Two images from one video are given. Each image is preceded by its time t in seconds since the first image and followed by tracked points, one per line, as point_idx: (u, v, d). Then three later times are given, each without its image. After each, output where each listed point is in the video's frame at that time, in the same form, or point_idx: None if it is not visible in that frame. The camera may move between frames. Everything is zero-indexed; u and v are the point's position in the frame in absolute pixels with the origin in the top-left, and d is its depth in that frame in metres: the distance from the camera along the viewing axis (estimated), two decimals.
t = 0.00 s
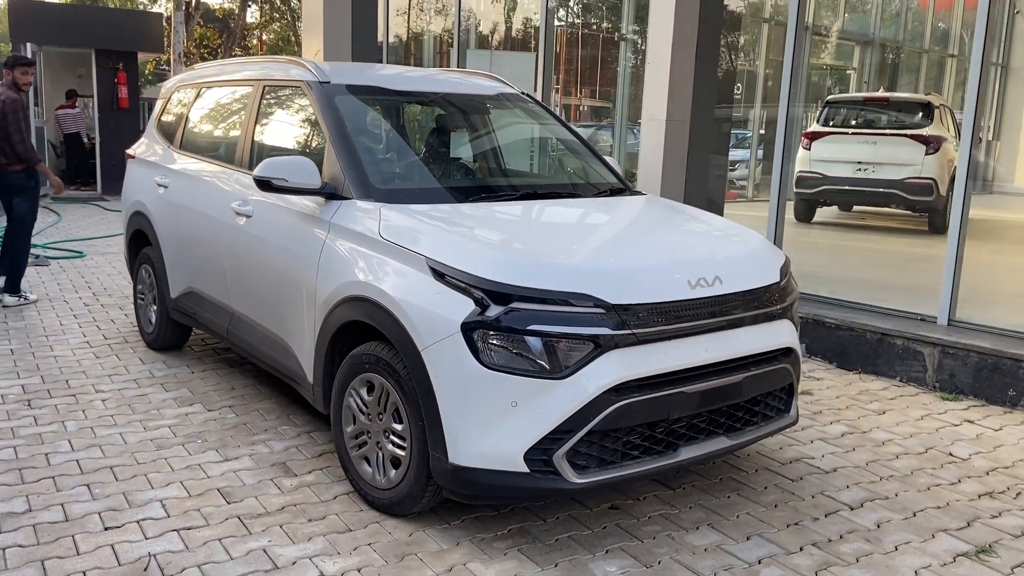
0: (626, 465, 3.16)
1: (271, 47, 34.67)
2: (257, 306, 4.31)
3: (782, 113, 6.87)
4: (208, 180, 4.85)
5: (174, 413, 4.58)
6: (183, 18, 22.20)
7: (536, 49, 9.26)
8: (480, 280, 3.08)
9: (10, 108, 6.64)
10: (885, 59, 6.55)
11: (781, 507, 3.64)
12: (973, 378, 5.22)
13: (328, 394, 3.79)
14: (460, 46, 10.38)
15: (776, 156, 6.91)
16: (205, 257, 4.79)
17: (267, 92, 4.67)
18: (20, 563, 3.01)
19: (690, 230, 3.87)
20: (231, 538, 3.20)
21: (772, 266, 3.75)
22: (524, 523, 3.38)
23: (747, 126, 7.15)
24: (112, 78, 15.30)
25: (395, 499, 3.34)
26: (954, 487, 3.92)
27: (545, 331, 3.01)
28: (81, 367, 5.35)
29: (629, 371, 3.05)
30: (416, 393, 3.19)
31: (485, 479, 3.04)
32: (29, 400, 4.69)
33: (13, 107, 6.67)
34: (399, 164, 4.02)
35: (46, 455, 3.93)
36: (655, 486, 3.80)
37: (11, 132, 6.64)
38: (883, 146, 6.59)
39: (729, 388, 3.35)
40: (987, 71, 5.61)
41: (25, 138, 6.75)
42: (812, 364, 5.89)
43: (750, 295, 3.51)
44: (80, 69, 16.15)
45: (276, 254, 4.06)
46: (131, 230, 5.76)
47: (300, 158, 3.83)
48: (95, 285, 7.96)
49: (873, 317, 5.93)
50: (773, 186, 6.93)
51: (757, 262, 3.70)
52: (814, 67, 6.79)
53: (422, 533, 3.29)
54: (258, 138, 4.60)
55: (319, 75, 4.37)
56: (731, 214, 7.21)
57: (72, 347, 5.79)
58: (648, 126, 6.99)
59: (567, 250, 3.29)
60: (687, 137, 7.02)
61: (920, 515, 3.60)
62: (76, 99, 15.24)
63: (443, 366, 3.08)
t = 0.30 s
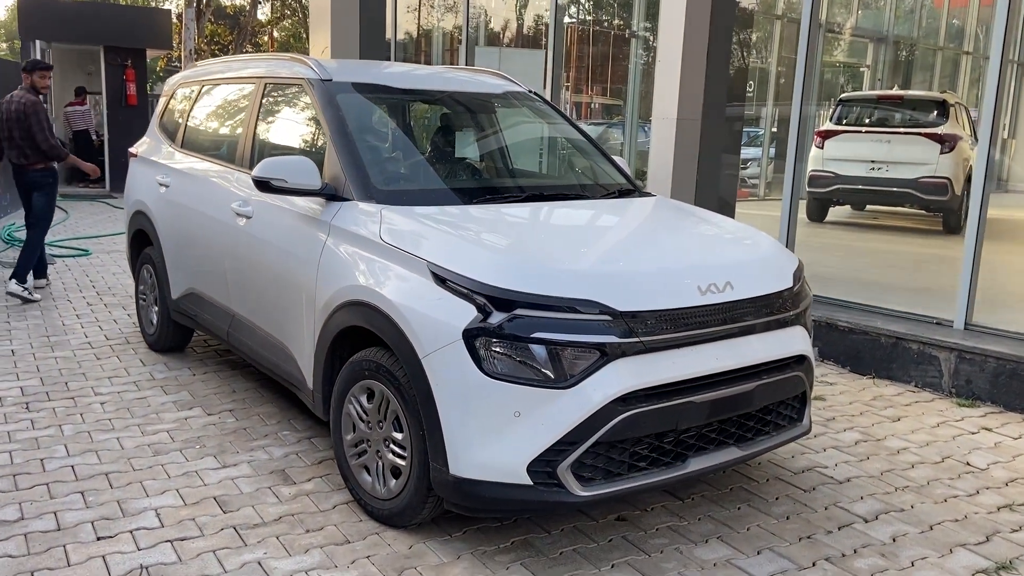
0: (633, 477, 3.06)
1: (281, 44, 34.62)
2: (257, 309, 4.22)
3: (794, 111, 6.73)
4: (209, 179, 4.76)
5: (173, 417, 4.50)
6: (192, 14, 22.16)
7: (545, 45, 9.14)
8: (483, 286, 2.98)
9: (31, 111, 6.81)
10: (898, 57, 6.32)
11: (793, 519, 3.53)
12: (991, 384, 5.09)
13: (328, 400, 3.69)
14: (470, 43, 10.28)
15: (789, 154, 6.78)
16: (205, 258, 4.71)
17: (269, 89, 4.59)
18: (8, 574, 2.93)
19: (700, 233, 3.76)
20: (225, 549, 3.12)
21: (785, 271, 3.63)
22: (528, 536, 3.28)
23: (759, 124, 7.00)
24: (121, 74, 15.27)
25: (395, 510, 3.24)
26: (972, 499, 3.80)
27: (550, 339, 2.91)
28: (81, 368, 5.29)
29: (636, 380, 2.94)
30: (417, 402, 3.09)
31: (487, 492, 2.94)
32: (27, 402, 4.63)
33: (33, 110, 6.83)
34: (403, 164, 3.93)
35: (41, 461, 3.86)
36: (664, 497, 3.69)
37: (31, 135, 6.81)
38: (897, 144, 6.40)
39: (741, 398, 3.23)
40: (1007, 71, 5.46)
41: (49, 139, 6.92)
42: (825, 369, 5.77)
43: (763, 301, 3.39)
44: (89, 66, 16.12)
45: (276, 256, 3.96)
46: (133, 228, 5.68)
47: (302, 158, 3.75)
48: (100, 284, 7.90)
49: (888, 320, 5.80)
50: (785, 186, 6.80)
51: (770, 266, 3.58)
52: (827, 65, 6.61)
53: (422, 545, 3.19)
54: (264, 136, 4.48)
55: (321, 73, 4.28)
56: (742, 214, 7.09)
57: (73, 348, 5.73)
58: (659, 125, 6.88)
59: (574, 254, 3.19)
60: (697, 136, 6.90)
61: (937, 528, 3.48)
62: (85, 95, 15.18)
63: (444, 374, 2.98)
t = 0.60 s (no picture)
0: (628, 482, 2.99)
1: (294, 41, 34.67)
2: (252, 307, 4.17)
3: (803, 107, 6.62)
4: (207, 176, 4.71)
5: (169, 416, 4.46)
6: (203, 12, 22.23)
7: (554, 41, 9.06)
8: (475, 286, 2.92)
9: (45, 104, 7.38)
10: (912, 54, 6.14)
11: (795, 526, 3.45)
12: (1001, 387, 4.99)
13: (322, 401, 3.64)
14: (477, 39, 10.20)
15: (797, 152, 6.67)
16: (203, 256, 4.66)
17: (267, 85, 4.55)
18: None
19: (701, 232, 3.69)
20: (213, 553, 3.07)
21: (788, 271, 3.55)
22: (522, 541, 3.22)
23: (771, 121, 6.90)
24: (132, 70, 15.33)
25: (387, 514, 3.18)
26: (979, 506, 3.71)
27: (543, 341, 2.84)
28: (80, 366, 5.26)
29: (631, 384, 2.88)
30: (408, 404, 3.03)
31: (478, 496, 2.88)
32: (24, 400, 4.60)
33: (51, 103, 7.40)
34: (404, 161, 3.88)
35: (33, 460, 3.82)
36: (662, 501, 3.62)
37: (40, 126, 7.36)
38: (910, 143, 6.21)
39: (740, 401, 3.16)
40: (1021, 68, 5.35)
41: (58, 134, 7.47)
42: (832, 370, 5.68)
43: (764, 302, 3.31)
44: (100, 62, 16.19)
45: (271, 255, 3.91)
46: (134, 225, 5.64)
47: (295, 153, 3.68)
48: (104, 280, 7.90)
49: (896, 321, 5.70)
50: (794, 183, 6.68)
51: (772, 266, 3.50)
52: (841, 61, 6.48)
53: (414, 550, 3.13)
54: (270, 132, 4.37)
55: (319, 70, 4.22)
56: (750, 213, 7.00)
57: (73, 345, 5.70)
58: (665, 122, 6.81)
59: (570, 254, 3.12)
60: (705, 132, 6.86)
61: (943, 537, 3.40)
62: (96, 92, 15.18)
63: (434, 376, 2.92)
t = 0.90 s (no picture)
0: (604, 481, 2.93)
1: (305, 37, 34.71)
2: (236, 301, 4.13)
3: (803, 105, 6.49)
4: (195, 169, 4.68)
5: (155, 410, 4.43)
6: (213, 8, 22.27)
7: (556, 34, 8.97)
8: (447, 280, 2.86)
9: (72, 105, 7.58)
10: (927, 49, 6.03)
11: (779, 527, 3.38)
12: (1002, 386, 4.89)
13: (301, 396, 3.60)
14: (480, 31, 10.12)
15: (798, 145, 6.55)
16: (190, 249, 4.62)
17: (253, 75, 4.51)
18: None
19: (688, 226, 3.62)
20: (185, 549, 3.03)
21: (775, 267, 3.47)
22: (498, 539, 3.17)
23: (784, 116, 6.71)
24: (139, 65, 15.36)
25: (361, 511, 3.14)
26: (971, 508, 3.62)
27: (515, 336, 2.79)
28: (71, 359, 5.25)
29: (605, 380, 2.82)
30: (381, 399, 2.98)
31: (450, 494, 2.83)
32: (10, 393, 4.58)
33: (79, 105, 7.63)
34: (393, 155, 3.86)
35: (14, 453, 3.80)
36: (646, 500, 3.56)
37: (65, 125, 7.56)
38: (920, 139, 6.07)
39: (721, 399, 3.09)
40: None
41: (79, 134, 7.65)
42: (830, 368, 5.59)
43: (747, 298, 3.24)
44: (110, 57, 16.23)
45: (253, 248, 3.87)
46: (127, 219, 5.62)
47: (275, 147, 3.65)
48: (103, 274, 7.90)
49: (897, 319, 5.60)
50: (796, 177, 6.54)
51: (758, 261, 3.43)
52: (854, 56, 6.33)
53: (387, 548, 3.09)
54: (270, 125, 4.22)
55: (303, 61, 4.19)
56: (751, 208, 6.90)
57: (66, 338, 5.69)
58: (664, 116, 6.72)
59: (547, 248, 3.06)
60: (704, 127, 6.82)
61: (931, 539, 3.32)
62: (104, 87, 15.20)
63: (406, 371, 2.87)
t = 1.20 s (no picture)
0: (576, 478, 2.89)
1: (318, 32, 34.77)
2: (219, 296, 4.11)
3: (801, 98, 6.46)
4: (182, 164, 4.67)
5: (140, 404, 4.43)
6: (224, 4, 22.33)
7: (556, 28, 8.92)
8: (416, 274, 2.83)
9: (106, 93, 8.31)
10: (941, 43, 5.84)
11: (758, 526, 3.33)
12: (998, 385, 4.81)
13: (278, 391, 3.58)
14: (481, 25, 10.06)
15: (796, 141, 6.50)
16: (177, 244, 4.62)
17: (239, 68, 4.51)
18: None
19: (669, 221, 3.57)
20: (154, 544, 3.02)
21: (755, 262, 3.42)
22: (471, 537, 3.14)
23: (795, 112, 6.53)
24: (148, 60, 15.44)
25: (333, 508, 3.11)
26: (957, 508, 3.56)
27: (483, 331, 2.75)
28: (62, 353, 5.26)
29: (575, 376, 2.78)
30: (350, 395, 2.96)
31: (417, 491, 2.80)
32: None
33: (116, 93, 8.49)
34: (380, 151, 3.88)
35: None
36: (625, 498, 3.52)
37: (107, 111, 8.33)
38: (929, 134, 5.98)
39: (696, 396, 3.04)
40: None
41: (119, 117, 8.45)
42: (825, 366, 5.52)
43: (726, 293, 3.19)
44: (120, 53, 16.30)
45: (233, 242, 3.85)
46: (120, 213, 5.61)
47: (257, 140, 3.63)
48: (104, 269, 7.93)
49: (894, 316, 5.52)
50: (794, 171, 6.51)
51: (738, 256, 3.37)
52: (867, 50, 6.21)
53: (358, 545, 3.06)
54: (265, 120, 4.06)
55: (283, 53, 4.17)
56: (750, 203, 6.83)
57: (59, 332, 5.71)
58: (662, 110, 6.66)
59: (521, 243, 3.02)
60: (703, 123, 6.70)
61: (914, 540, 3.26)
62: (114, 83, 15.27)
63: (374, 366, 2.84)
